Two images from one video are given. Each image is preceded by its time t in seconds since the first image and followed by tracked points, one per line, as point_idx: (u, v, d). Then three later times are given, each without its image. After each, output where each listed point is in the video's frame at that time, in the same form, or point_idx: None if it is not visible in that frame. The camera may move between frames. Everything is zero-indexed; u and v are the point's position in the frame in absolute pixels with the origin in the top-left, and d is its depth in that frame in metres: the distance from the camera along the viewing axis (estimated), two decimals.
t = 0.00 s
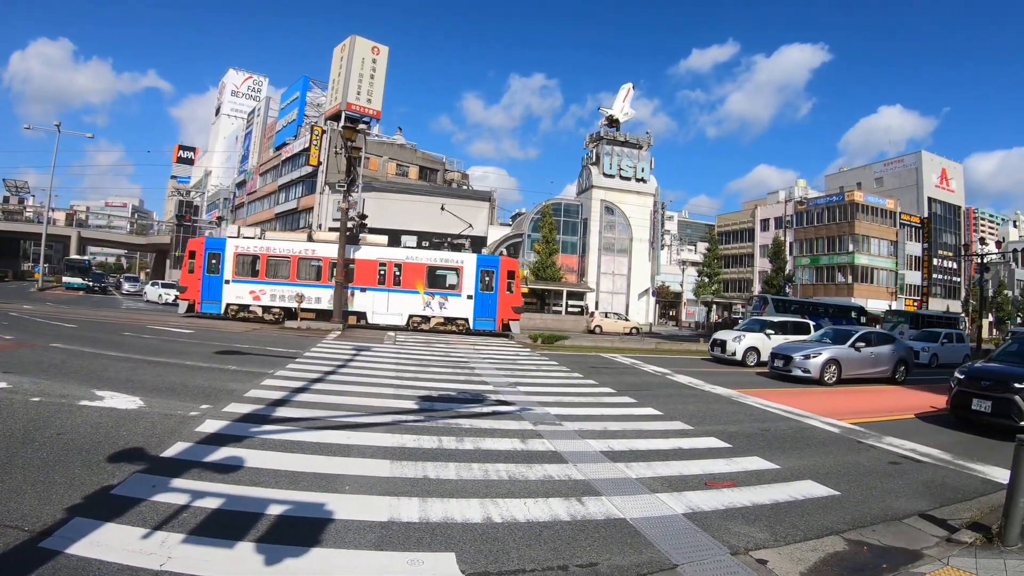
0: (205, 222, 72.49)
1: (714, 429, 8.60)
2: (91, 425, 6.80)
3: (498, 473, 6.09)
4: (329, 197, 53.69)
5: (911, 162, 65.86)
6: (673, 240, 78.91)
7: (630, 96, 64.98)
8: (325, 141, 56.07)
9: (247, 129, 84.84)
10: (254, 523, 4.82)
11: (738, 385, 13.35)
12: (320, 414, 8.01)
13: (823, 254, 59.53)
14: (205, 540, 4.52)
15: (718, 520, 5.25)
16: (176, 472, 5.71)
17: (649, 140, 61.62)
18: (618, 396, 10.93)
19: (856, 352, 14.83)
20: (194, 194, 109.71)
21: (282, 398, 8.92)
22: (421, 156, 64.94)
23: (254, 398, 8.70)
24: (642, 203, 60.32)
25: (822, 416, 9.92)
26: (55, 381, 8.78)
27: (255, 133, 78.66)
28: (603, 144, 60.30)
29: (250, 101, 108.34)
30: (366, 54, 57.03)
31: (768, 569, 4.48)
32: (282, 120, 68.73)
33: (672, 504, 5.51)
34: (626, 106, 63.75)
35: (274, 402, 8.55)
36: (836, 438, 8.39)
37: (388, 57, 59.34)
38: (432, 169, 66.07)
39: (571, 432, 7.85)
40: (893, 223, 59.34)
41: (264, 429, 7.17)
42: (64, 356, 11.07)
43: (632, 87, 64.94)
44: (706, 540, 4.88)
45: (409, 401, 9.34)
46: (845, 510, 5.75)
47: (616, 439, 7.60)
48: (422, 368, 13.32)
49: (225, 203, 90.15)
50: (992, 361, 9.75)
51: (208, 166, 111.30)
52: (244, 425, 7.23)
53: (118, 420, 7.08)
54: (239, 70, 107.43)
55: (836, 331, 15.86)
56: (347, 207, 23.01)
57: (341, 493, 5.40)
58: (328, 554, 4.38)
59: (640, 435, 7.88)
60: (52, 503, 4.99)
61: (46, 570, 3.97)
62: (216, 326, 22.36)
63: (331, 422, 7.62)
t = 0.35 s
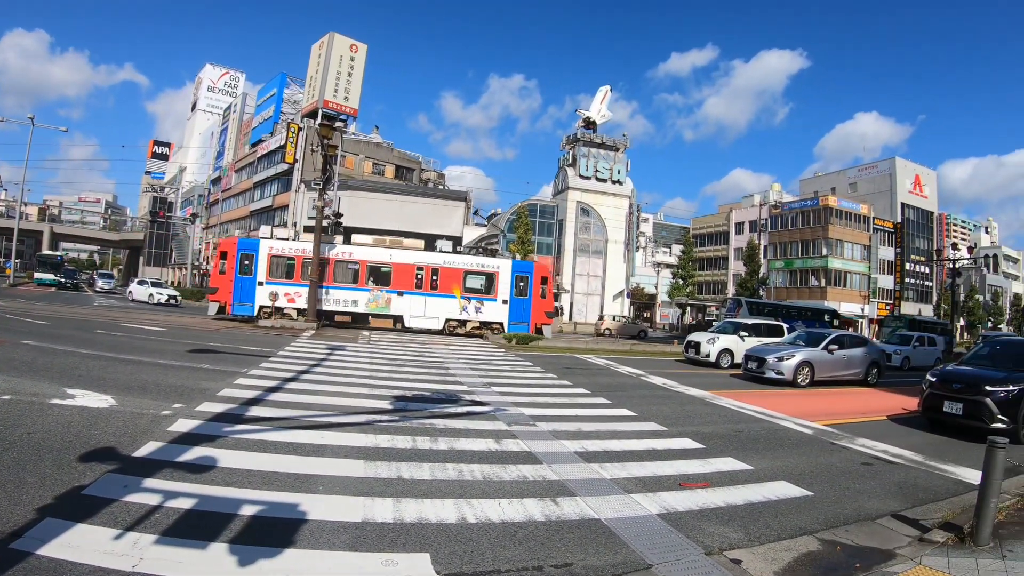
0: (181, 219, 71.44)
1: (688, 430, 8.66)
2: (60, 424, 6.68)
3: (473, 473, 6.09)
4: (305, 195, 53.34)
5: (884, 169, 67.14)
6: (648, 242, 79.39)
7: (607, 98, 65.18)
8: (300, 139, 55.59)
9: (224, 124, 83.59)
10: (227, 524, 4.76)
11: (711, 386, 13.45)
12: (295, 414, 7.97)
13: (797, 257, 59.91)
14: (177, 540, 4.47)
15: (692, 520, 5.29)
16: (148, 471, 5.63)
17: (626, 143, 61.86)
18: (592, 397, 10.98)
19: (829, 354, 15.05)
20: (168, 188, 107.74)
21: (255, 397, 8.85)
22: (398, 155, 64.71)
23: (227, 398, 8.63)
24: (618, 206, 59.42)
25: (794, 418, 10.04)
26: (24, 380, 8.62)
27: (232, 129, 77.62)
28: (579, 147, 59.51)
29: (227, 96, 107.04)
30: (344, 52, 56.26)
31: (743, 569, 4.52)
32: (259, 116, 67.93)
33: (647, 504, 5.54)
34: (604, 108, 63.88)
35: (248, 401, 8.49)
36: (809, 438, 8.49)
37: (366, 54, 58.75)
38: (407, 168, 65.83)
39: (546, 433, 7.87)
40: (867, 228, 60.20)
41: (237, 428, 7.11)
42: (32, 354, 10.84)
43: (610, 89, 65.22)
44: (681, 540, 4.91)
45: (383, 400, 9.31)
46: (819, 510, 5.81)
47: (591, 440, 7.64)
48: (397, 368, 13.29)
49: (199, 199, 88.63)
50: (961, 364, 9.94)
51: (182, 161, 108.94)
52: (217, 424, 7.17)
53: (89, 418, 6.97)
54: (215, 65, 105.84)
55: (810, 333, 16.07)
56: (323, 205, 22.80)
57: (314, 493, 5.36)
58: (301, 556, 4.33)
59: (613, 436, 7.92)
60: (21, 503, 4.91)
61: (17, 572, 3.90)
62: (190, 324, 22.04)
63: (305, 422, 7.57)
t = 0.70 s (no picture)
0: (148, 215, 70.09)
1: (653, 430, 8.76)
2: (19, 422, 6.53)
3: (438, 472, 6.08)
4: (272, 192, 52.88)
5: (851, 174, 68.54)
6: (617, 244, 79.56)
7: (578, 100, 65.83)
8: (270, 135, 55.12)
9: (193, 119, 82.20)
10: (190, 523, 4.69)
11: (677, 387, 13.58)
12: (261, 413, 7.90)
13: (764, 260, 60.70)
14: (138, 540, 4.40)
15: (656, 519, 5.35)
16: (110, 470, 5.54)
17: (595, 145, 62.62)
18: (558, 397, 11.05)
19: (794, 356, 15.33)
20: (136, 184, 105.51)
21: (222, 396, 8.76)
22: (368, 153, 64.55)
23: (193, 396, 8.54)
24: (586, 206, 61.04)
25: (759, 418, 10.18)
26: None
27: (202, 124, 76.46)
28: (548, 147, 61.58)
29: (197, 92, 103.98)
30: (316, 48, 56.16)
31: (706, 567, 4.58)
32: (229, 112, 67.20)
33: (612, 504, 5.58)
34: (574, 110, 64.49)
35: (213, 400, 8.41)
36: (773, 439, 8.64)
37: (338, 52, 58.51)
38: (378, 167, 65.71)
39: (512, 433, 7.90)
40: (833, 232, 61.28)
41: (202, 427, 7.03)
42: None
43: (580, 92, 65.95)
44: (645, 539, 4.95)
45: (349, 400, 9.28)
46: (781, 509, 5.90)
47: (557, 440, 7.68)
48: (364, 367, 13.25)
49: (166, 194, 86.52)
50: (923, 366, 10.18)
51: (150, 156, 106.28)
52: (182, 423, 7.09)
53: (50, 417, 6.83)
54: (185, 58, 101.94)
55: (775, 335, 16.34)
56: (291, 203, 22.55)
57: (279, 493, 5.32)
58: (265, 555, 4.30)
59: (580, 436, 7.98)
60: None
61: None
62: (158, 321, 21.64)
63: (271, 421, 7.51)
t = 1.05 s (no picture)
0: (115, 210, 68.64)
1: (620, 429, 8.83)
2: None
3: (404, 471, 6.08)
4: (243, 189, 52.63)
5: (821, 177, 69.67)
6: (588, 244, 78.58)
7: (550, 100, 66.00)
8: (240, 131, 54.58)
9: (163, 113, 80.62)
10: (156, 522, 4.62)
11: (646, 387, 13.70)
12: (227, 412, 7.82)
13: (734, 262, 61.40)
14: (103, 539, 4.31)
15: (623, 517, 5.40)
16: (74, 470, 5.43)
17: (567, 145, 62.94)
18: (526, 397, 11.07)
19: (762, 356, 15.57)
20: (105, 179, 103.06)
21: (188, 394, 8.67)
22: (340, 150, 64.07)
23: (160, 395, 8.42)
24: (558, 207, 61.26)
25: (728, 418, 10.32)
26: None
27: (172, 118, 75.08)
28: (520, 147, 61.68)
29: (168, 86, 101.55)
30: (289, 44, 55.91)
31: (672, 565, 4.62)
32: (199, 106, 66.20)
33: (579, 502, 5.62)
34: (547, 110, 64.68)
35: (181, 398, 8.31)
36: (740, 438, 8.76)
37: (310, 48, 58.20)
38: (349, 164, 65.27)
39: (479, 431, 7.91)
40: (802, 235, 62.18)
41: (169, 426, 6.96)
42: None
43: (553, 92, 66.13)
44: (612, 537, 4.99)
45: (317, 398, 9.22)
46: (747, 507, 5.99)
47: (525, 439, 7.71)
48: (332, 366, 13.16)
49: (135, 189, 84.77)
50: (889, 366, 10.39)
51: (118, 150, 103.82)
52: (149, 422, 7.00)
53: (11, 415, 6.68)
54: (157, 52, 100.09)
55: (743, 336, 16.57)
56: (260, 200, 22.30)
57: (245, 492, 5.29)
58: (231, 554, 4.25)
59: (547, 435, 8.03)
60: None
61: None
62: (127, 319, 21.19)
63: (238, 420, 7.44)
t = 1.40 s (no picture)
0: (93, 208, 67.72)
1: (598, 431, 8.90)
2: None
3: (382, 473, 6.09)
4: (223, 188, 52.48)
5: (800, 183, 70.43)
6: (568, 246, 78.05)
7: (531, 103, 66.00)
8: (220, 129, 54.12)
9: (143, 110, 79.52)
10: (132, 524, 4.58)
11: (625, 389, 13.79)
12: (204, 413, 7.78)
13: (712, 265, 62.01)
14: (79, 540, 4.25)
15: (599, 519, 5.44)
16: (50, 470, 5.37)
17: (547, 147, 62.94)
18: (504, 399, 11.12)
19: (739, 359, 15.77)
20: (83, 176, 101.24)
21: (166, 395, 8.62)
22: (320, 150, 63.73)
23: (137, 395, 8.36)
24: (536, 209, 62.60)
25: (705, 420, 10.43)
26: None
27: (152, 115, 74.26)
28: (500, 148, 61.40)
29: (149, 83, 100.08)
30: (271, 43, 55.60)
31: (649, 566, 4.67)
32: (180, 104, 65.55)
33: (555, 505, 5.66)
34: (527, 112, 64.79)
35: (158, 399, 8.26)
36: (718, 440, 8.86)
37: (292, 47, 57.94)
38: (329, 164, 64.97)
39: (457, 433, 7.93)
40: (781, 239, 62.75)
41: (145, 427, 6.91)
42: None
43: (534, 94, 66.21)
44: (589, 539, 5.02)
45: (294, 400, 9.20)
46: (723, 509, 6.05)
47: (502, 441, 7.73)
48: (311, 367, 13.14)
49: (114, 187, 83.51)
50: (866, 369, 10.55)
51: (96, 147, 102.08)
52: (126, 423, 6.94)
53: None
54: (138, 48, 98.83)
55: (721, 339, 16.76)
56: (240, 199, 22.12)
57: (222, 493, 5.27)
58: (207, 555, 4.22)
59: (525, 437, 8.08)
60: None
61: None
62: (105, 319, 20.92)
63: (215, 421, 7.40)
